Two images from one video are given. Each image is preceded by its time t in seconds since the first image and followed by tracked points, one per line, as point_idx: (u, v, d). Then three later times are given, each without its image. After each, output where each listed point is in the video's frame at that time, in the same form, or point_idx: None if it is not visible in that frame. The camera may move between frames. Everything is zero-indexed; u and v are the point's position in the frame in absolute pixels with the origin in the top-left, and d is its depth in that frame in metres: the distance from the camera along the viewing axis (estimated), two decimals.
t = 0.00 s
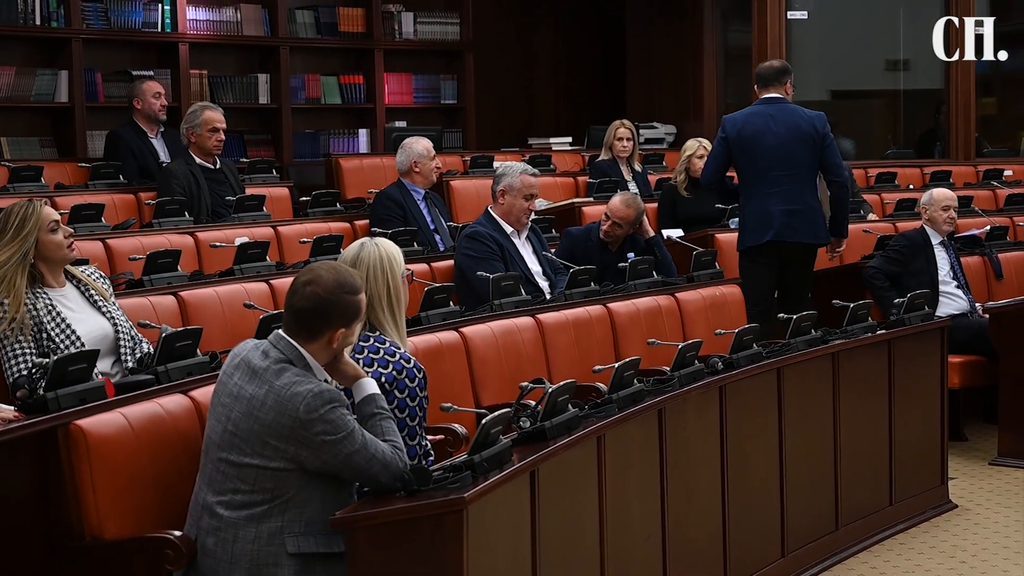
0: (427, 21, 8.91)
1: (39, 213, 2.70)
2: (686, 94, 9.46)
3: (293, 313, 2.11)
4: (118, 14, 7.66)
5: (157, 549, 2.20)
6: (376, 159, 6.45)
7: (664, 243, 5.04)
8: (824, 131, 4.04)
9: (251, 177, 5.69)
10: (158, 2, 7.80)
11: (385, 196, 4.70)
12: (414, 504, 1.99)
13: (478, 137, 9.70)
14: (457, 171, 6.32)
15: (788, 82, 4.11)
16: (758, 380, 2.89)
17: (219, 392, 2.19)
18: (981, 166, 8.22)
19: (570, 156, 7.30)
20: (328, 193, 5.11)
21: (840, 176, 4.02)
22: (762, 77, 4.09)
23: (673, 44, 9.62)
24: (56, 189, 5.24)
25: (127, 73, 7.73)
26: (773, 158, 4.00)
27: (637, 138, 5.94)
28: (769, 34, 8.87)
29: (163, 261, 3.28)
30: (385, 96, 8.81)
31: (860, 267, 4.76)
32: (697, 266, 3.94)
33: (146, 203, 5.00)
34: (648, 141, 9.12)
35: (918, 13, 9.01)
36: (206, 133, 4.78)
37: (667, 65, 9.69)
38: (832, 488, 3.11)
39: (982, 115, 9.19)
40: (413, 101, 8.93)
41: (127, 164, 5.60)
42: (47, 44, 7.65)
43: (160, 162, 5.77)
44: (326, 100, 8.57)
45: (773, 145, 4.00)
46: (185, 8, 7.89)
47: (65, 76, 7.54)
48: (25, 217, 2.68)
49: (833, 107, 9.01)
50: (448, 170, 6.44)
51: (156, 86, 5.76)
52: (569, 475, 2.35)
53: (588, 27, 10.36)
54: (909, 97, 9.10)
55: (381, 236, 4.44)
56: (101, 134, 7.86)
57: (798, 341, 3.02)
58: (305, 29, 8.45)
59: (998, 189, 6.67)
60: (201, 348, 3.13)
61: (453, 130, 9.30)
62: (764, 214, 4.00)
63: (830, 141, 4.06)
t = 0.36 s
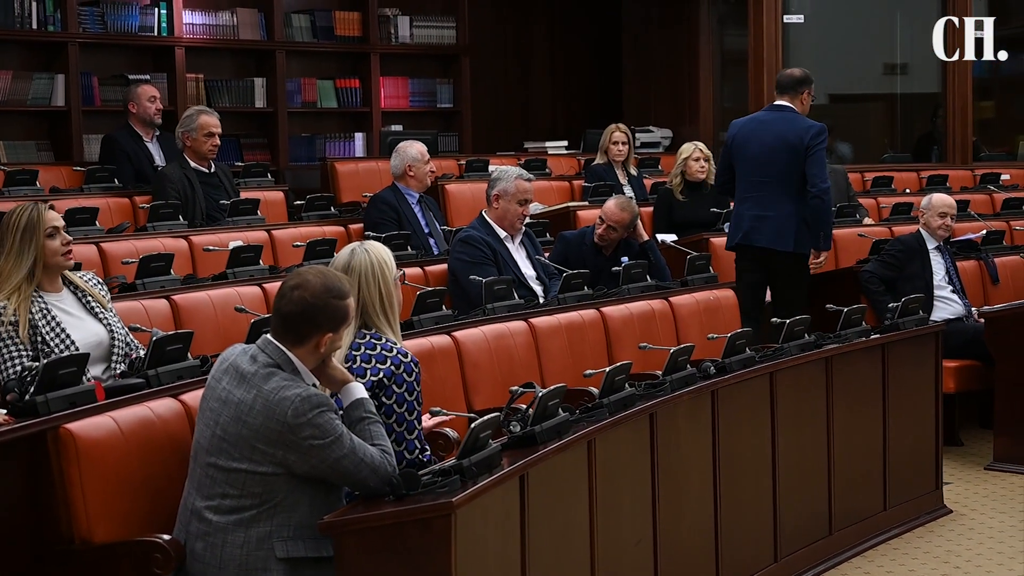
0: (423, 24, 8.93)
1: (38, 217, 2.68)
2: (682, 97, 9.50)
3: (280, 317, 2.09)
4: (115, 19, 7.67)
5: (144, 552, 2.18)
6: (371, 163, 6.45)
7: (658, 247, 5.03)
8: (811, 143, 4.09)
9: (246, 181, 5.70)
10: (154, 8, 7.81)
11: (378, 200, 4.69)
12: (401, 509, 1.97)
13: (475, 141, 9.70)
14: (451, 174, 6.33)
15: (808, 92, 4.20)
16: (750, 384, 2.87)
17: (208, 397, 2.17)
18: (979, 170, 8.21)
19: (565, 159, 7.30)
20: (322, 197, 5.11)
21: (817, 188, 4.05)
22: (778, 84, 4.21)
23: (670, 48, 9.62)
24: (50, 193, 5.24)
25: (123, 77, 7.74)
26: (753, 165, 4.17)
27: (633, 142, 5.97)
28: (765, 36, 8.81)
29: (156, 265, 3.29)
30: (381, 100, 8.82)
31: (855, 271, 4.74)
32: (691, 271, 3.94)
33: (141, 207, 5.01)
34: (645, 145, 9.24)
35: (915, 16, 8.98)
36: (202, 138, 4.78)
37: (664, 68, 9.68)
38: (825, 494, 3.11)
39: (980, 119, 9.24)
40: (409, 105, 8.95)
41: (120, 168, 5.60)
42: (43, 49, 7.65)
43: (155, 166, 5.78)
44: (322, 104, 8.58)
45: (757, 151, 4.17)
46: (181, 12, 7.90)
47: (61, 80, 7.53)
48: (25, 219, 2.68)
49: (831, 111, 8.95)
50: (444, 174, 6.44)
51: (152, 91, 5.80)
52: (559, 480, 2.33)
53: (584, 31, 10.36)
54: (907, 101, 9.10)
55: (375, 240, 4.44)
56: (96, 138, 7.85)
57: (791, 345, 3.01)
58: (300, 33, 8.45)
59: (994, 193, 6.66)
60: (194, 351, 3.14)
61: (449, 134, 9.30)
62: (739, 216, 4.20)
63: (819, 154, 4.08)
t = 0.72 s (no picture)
0: (422, 27, 8.93)
1: (19, 225, 2.66)
2: (682, 99, 9.49)
3: (275, 319, 2.09)
4: (115, 22, 7.69)
5: (141, 554, 2.17)
6: (371, 166, 6.46)
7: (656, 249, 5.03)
8: (797, 144, 4.14)
9: (245, 184, 5.71)
10: (154, 11, 7.83)
11: (376, 203, 4.69)
12: (397, 512, 1.97)
13: (475, 142, 9.70)
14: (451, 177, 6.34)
15: (827, 91, 4.19)
16: (748, 386, 2.87)
17: (203, 399, 2.17)
18: (981, 171, 8.18)
19: (565, 161, 7.29)
20: (321, 199, 5.12)
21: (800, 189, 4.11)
22: (801, 83, 4.24)
23: (670, 50, 9.61)
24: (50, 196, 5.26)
25: (124, 80, 7.76)
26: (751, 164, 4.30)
27: (633, 144, 5.97)
28: (765, 38, 8.81)
29: (154, 268, 3.29)
30: (380, 102, 8.83)
31: (854, 272, 4.73)
32: (689, 273, 3.93)
33: (141, 210, 5.03)
34: (645, 147, 9.20)
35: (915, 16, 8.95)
36: (201, 141, 4.78)
37: (664, 70, 9.67)
38: (824, 497, 3.10)
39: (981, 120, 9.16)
40: (409, 107, 8.95)
41: (121, 171, 5.62)
42: (45, 53, 7.67)
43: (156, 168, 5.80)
44: (322, 106, 8.59)
45: (757, 150, 4.28)
46: (181, 15, 7.92)
47: (62, 84, 7.55)
48: (5, 230, 2.66)
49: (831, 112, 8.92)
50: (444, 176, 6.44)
51: (150, 96, 5.70)
52: (556, 482, 2.33)
53: (584, 33, 10.36)
54: (908, 102, 9.07)
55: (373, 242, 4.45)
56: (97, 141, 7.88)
57: (789, 347, 3.00)
58: (300, 36, 8.46)
59: (996, 194, 6.64)
60: (192, 354, 3.15)
61: (449, 136, 9.30)
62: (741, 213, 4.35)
63: (807, 155, 4.12)
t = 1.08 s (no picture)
0: (425, 28, 8.94)
1: (36, 221, 2.70)
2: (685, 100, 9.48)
3: (276, 318, 2.09)
4: (118, 25, 7.70)
5: (143, 555, 2.17)
6: (373, 168, 6.47)
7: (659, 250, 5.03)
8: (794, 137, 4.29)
9: (248, 185, 5.72)
10: (156, 13, 7.84)
11: (378, 204, 4.70)
12: (398, 512, 1.97)
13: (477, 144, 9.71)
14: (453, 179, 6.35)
15: (856, 101, 4.21)
16: (750, 387, 2.87)
17: (205, 400, 2.17)
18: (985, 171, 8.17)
19: (567, 162, 7.29)
20: (323, 201, 5.13)
21: (784, 178, 4.26)
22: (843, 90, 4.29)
23: (673, 51, 9.60)
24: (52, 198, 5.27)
25: (127, 83, 7.78)
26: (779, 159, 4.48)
27: (635, 145, 5.97)
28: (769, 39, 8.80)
29: (156, 269, 3.30)
30: (384, 104, 8.84)
31: (857, 272, 4.72)
32: (692, 274, 3.92)
33: (144, 212, 5.04)
34: (648, 148, 9.20)
35: (916, 18, 8.96)
36: (204, 143, 4.80)
37: (665, 71, 9.68)
38: (826, 498, 3.09)
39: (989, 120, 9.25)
40: (412, 109, 8.96)
41: (124, 173, 5.63)
42: (48, 56, 7.69)
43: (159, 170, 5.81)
44: (325, 108, 8.60)
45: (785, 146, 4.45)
46: (184, 18, 7.93)
47: (66, 86, 7.57)
48: (21, 226, 2.69)
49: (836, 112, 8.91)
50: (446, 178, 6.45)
51: (155, 98, 5.75)
52: (557, 482, 2.33)
53: (585, 35, 10.36)
54: (911, 103, 9.08)
55: (376, 244, 4.45)
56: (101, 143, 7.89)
57: (790, 348, 3.00)
58: (303, 38, 8.47)
59: (1000, 194, 6.63)
60: (194, 356, 3.15)
61: (452, 137, 9.31)
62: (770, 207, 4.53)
63: (799, 148, 4.26)
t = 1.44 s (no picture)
0: (429, 28, 8.94)
1: (66, 218, 2.74)
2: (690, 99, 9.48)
3: (279, 317, 2.09)
4: (123, 26, 7.72)
5: (148, 554, 2.16)
6: (378, 167, 6.47)
7: (664, 250, 5.03)
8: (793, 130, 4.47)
9: (253, 186, 5.73)
10: (162, 14, 7.85)
11: (383, 204, 4.70)
12: (402, 510, 1.97)
13: (481, 145, 9.72)
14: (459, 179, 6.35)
15: (857, 92, 4.27)
16: (754, 385, 2.86)
17: (209, 400, 2.17)
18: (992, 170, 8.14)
19: (572, 162, 7.29)
20: (328, 201, 5.13)
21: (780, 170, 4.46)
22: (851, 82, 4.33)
23: (679, 51, 9.58)
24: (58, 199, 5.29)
25: (132, 83, 7.79)
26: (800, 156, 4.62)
27: (640, 145, 5.97)
28: (774, 38, 8.79)
29: (162, 269, 3.30)
30: (389, 104, 8.85)
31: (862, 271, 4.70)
32: (697, 273, 3.92)
33: (149, 212, 5.05)
34: (654, 148, 9.21)
35: (921, 17, 8.95)
36: (209, 143, 4.80)
37: (669, 71, 9.67)
38: (832, 497, 3.09)
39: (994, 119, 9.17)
40: (417, 109, 8.97)
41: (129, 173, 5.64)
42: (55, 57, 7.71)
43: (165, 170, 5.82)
44: (330, 109, 8.61)
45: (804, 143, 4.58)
46: (190, 18, 7.94)
47: (72, 87, 7.59)
48: (52, 223, 2.71)
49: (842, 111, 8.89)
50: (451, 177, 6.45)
51: (160, 99, 5.74)
52: (562, 480, 2.33)
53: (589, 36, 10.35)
54: (917, 102, 9.07)
55: (380, 244, 4.46)
56: (107, 144, 7.91)
57: (795, 346, 3.00)
58: (307, 39, 8.48)
59: (1006, 193, 6.61)
60: (198, 356, 3.16)
61: (457, 138, 9.31)
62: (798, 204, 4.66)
63: (795, 142, 4.46)
